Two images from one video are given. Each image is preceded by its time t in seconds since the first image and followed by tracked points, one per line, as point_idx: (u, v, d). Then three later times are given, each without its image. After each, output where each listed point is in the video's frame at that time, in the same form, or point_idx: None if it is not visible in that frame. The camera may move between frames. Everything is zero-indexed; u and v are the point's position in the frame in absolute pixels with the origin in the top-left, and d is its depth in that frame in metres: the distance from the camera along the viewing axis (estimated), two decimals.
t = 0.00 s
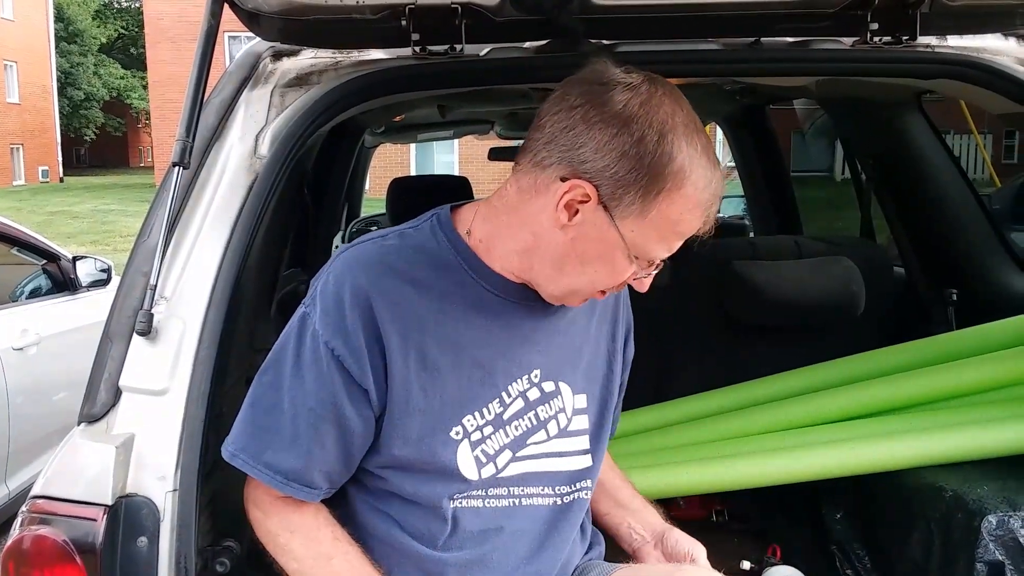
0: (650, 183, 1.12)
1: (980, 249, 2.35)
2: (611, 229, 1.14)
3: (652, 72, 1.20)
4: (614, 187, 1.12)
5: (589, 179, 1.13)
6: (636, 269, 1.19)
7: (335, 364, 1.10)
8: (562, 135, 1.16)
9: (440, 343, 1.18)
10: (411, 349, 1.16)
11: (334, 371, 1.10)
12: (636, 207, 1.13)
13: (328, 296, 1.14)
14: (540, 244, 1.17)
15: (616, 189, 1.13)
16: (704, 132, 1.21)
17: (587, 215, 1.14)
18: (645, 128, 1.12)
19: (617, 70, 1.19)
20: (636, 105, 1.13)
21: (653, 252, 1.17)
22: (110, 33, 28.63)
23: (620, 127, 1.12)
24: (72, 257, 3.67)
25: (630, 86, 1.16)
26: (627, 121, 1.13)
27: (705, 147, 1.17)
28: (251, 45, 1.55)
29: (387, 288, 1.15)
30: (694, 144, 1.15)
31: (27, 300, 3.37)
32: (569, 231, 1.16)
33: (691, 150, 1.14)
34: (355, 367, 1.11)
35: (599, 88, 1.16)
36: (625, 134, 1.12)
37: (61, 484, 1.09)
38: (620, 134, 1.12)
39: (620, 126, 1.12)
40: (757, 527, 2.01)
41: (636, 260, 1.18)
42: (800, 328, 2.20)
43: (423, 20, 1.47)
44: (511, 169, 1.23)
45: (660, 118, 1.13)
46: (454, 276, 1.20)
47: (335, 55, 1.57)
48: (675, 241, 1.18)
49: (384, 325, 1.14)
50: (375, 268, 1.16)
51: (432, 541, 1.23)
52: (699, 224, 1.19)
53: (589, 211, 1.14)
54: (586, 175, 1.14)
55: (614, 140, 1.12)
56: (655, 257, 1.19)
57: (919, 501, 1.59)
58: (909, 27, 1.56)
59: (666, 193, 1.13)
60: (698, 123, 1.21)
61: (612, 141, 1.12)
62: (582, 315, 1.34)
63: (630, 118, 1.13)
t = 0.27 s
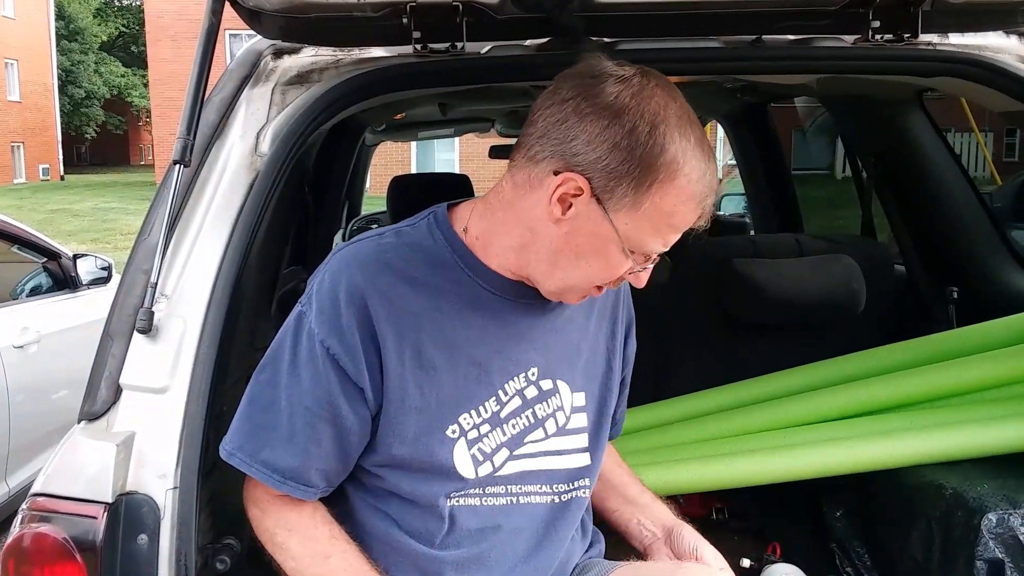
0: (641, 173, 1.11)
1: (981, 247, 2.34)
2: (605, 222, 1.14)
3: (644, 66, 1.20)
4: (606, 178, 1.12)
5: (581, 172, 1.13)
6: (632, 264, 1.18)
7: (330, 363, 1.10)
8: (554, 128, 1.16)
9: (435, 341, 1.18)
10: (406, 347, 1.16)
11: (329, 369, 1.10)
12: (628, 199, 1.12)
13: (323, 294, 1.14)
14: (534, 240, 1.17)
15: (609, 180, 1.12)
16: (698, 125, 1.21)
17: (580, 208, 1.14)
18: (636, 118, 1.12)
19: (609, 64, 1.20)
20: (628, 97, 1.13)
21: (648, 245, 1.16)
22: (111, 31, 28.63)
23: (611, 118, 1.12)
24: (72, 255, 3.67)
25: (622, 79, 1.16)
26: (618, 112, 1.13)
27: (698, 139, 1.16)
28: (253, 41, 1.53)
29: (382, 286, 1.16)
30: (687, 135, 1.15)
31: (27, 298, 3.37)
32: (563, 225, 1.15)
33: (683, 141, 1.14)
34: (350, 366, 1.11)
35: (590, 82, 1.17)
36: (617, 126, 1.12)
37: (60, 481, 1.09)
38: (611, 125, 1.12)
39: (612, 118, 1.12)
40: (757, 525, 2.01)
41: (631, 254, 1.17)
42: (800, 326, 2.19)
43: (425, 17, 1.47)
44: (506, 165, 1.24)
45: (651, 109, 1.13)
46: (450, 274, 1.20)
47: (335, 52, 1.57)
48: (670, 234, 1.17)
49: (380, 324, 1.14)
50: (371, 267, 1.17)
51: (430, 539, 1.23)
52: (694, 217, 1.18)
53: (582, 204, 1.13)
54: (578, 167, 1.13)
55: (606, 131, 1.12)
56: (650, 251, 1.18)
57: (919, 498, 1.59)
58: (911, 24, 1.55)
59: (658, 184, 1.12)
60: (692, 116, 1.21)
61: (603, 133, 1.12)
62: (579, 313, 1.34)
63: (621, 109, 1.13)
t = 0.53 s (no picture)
0: (630, 165, 1.11)
1: (982, 249, 2.33)
2: (596, 216, 1.14)
3: (635, 61, 1.21)
4: (596, 171, 1.12)
5: (571, 165, 1.13)
6: (625, 259, 1.18)
7: (325, 362, 1.11)
8: (544, 123, 1.16)
9: (430, 340, 1.18)
10: (401, 346, 1.16)
11: (324, 368, 1.10)
12: (618, 191, 1.12)
13: (317, 294, 1.14)
14: (527, 237, 1.17)
15: (598, 173, 1.12)
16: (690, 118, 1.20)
17: (571, 202, 1.14)
18: (624, 111, 1.12)
19: (599, 59, 1.20)
20: (616, 90, 1.14)
21: (640, 239, 1.16)
22: (111, 28, 28.62)
23: (599, 111, 1.13)
24: (73, 252, 3.67)
25: (611, 72, 1.17)
26: (607, 104, 1.13)
27: (688, 131, 1.16)
28: (254, 40, 1.53)
29: (376, 285, 1.16)
30: (677, 127, 1.14)
31: (27, 296, 3.38)
32: (555, 220, 1.16)
33: (672, 133, 1.13)
34: (345, 364, 1.11)
35: (580, 76, 1.17)
36: (605, 118, 1.12)
37: (61, 479, 1.09)
38: (599, 118, 1.12)
39: (600, 110, 1.13)
40: (757, 525, 2.01)
41: (624, 248, 1.17)
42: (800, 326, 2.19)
43: (427, 16, 1.47)
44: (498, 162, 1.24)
45: (639, 102, 1.13)
46: (445, 273, 1.21)
47: (336, 51, 1.57)
48: (662, 227, 1.16)
49: (374, 323, 1.14)
50: (365, 266, 1.17)
51: (428, 538, 1.23)
52: (687, 210, 1.17)
53: (573, 198, 1.14)
54: (567, 161, 1.14)
55: (595, 124, 1.12)
56: (643, 245, 1.17)
57: (919, 498, 1.59)
58: (912, 23, 1.54)
59: (648, 176, 1.12)
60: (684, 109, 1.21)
61: (591, 126, 1.13)
62: (576, 311, 1.34)
63: (609, 102, 1.13)
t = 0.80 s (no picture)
0: (610, 148, 1.11)
1: (980, 248, 2.33)
2: (582, 203, 1.14)
3: (616, 48, 1.22)
4: (577, 157, 1.13)
5: (553, 153, 1.15)
6: (616, 247, 1.17)
7: (319, 359, 1.12)
8: (526, 114, 1.18)
9: (424, 337, 1.19)
10: (395, 343, 1.17)
11: (318, 365, 1.12)
12: (601, 176, 1.13)
13: (311, 292, 1.16)
14: (518, 229, 1.18)
15: (580, 159, 1.13)
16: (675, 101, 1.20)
17: (556, 190, 1.15)
18: (601, 94, 1.13)
19: (580, 48, 1.22)
20: (593, 74, 1.15)
21: (629, 225, 1.16)
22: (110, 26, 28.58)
23: (576, 96, 1.14)
24: (71, 250, 3.67)
25: (589, 59, 1.18)
26: (584, 89, 1.14)
27: (670, 113, 1.16)
28: (252, 39, 1.52)
29: (370, 283, 1.17)
30: (657, 109, 1.14)
31: (26, 293, 3.37)
32: (543, 211, 1.17)
33: (651, 114, 1.13)
34: (339, 361, 1.12)
35: (559, 65, 1.19)
36: (583, 103, 1.13)
37: (60, 477, 1.09)
38: (577, 103, 1.13)
39: (578, 95, 1.14)
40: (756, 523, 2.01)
41: (614, 235, 1.16)
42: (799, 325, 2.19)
43: (427, 14, 1.47)
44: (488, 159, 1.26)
45: (616, 85, 1.14)
46: (439, 271, 1.22)
47: (335, 49, 1.56)
48: (651, 211, 1.16)
49: (368, 320, 1.16)
50: (358, 264, 1.18)
51: (426, 536, 1.23)
52: (676, 193, 1.16)
53: (558, 187, 1.15)
54: (550, 149, 1.15)
55: (573, 109, 1.13)
56: (632, 231, 1.17)
57: (917, 496, 1.60)
58: (911, 22, 1.54)
59: (629, 158, 1.12)
60: (668, 93, 1.21)
61: (570, 111, 1.14)
62: (573, 308, 1.34)
63: (586, 87, 1.14)
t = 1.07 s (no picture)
0: (574, 117, 1.13)
1: (981, 246, 2.33)
2: (556, 179, 1.16)
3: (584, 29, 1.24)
4: (545, 132, 1.15)
5: (523, 131, 1.17)
6: (597, 222, 1.16)
7: (312, 358, 1.15)
8: (497, 99, 1.22)
9: (417, 335, 1.21)
10: (387, 341, 1.19)
11: (311, 364, 1.15)
12: (569, 147, 1.14)
13: (304, 292, 1.19)
14: (500, 215, 1.21)
15: (548, 133, 1.15)
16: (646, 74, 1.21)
17: (530, 169, 1.17)
18: (562, 66, 1.15)
19: (548, 33, 1.25)
20: (553, 50, 1.18)
21: (606, 197, 1.15)
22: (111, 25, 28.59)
23: (539, 71, 1.16)
24: (73, 249, 3.67)
25: (554, 39, 1.21)
26: (546, 64, 1.17)
27: (636, 82, 1.17)
28: (254, 37, 1.52)
29: (362, 283, 1.20)
30: (620, 77, 1.16)
31: (28, 292, 3.38)
32: (521, 192, 1.19)
33: (614, 82, 1.15)
34: (331, 360, 1.15)
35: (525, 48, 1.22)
36: (545, 77, 1.16)
37: (62, 475, 1.10)
38: (539, 78, 1.16)
39: (540, 71, 1.17)
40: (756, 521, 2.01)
41: (592, 210, 1.16)
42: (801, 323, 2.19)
43: (428, 13, 1.47)
44: (474, 157, 1.30)
45: (577, 57, 1.16)
46: (432, 270, 1.24)
47: (337, 47, 1.57)
48: (627, 182, 1.15)
49: (360, 319, 1.18)
50: (350, 263, 1.21)
51: (423, 534, 1.23)
52: (652, 161, 1.16)
53: (531, 165, 1.17)
54: (520, 128, 1.18)
55: (536, 84, 1.16)
56: (612, 204, 1.16)
57: (919, 495, 1.59)
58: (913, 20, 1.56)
59: (594, 126, 1.13)
60: (639, 67, 1.21)
61: (533, 87, 1.17)
62: (570, 306, 1.34)
63: (548, 62, 1.17)
